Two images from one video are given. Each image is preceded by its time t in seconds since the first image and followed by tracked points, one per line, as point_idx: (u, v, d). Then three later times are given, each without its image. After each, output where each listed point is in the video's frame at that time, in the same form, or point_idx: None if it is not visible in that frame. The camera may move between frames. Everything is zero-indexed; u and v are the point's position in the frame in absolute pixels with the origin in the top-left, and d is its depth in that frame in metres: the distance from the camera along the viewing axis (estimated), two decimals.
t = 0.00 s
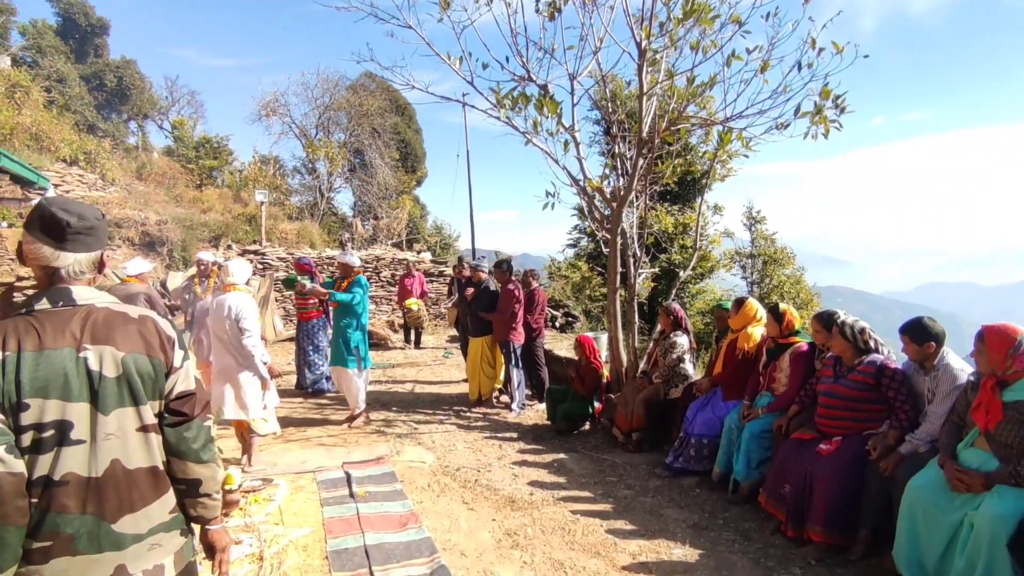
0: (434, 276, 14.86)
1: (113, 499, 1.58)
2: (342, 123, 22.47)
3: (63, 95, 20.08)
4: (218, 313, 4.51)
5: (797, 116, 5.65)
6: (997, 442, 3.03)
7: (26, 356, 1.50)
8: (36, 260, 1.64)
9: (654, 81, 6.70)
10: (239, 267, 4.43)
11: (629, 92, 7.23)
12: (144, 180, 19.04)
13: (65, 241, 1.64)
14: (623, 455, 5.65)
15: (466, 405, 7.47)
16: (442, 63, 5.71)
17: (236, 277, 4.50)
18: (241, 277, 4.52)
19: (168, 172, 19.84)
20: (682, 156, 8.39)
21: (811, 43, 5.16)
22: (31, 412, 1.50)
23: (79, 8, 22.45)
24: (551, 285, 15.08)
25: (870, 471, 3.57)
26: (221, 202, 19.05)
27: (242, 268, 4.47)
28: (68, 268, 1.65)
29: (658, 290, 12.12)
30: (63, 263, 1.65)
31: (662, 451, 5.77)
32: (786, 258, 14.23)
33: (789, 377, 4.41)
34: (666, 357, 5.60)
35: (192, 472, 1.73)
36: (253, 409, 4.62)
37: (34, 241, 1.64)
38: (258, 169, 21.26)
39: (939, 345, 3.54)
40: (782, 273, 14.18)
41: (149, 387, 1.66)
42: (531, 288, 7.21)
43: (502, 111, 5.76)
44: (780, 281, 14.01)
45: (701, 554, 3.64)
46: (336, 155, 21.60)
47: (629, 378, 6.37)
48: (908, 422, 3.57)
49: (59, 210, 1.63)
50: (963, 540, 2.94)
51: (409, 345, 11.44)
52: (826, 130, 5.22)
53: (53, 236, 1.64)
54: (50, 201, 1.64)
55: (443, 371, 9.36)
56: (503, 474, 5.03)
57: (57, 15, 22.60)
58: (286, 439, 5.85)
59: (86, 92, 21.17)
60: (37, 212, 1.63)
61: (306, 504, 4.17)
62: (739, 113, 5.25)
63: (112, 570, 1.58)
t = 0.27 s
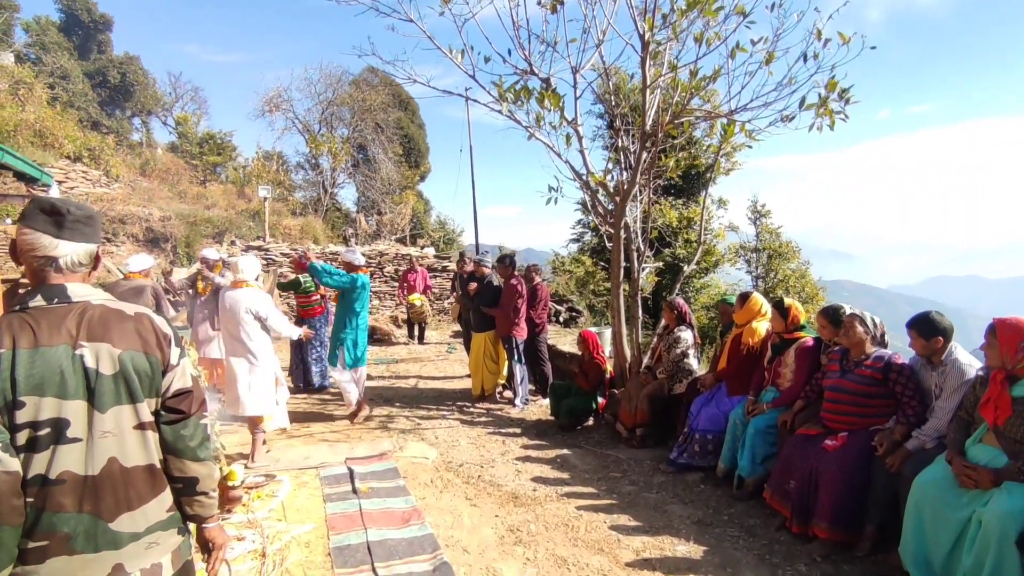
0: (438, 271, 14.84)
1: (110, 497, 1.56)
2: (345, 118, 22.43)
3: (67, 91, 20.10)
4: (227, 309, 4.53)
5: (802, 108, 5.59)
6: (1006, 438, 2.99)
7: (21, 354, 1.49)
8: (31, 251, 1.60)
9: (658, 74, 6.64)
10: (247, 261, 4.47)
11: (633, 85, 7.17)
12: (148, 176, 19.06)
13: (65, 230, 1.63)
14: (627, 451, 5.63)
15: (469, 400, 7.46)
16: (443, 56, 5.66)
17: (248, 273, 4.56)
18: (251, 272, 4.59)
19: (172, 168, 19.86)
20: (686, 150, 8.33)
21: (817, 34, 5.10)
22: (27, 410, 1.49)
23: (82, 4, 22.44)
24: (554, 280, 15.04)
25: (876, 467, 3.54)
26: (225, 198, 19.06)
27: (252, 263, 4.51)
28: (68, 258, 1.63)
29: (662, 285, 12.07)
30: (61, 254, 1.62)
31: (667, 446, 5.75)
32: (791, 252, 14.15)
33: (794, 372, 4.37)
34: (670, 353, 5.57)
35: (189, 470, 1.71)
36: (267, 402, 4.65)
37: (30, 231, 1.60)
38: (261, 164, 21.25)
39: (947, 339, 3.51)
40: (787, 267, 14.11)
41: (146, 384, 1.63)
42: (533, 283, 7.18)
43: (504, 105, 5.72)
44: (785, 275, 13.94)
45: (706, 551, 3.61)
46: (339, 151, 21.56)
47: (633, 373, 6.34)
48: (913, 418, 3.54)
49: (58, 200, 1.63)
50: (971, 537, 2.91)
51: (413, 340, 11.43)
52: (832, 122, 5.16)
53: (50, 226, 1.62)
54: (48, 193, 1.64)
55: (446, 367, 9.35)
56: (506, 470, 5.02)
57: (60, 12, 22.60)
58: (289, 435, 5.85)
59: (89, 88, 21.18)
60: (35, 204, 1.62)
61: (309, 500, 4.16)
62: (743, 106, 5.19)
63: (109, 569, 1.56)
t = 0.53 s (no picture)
0: (437, 262, 14.79)
1: (105, 487, 1.52)
2: (344, 108, 22.29)
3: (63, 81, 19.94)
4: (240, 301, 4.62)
5: (806, 97, 5.53)
6: (1013, 429, 2.95)
7: (9, 341, 1.43)
8: (20, 234, 1.56)
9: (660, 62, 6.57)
10: (260, 255, 4.60)
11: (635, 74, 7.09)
12: (146, 166, 18.94)
13: (55, 211, 1.58)
14: (628, 442, 5.61)
15: (469, 392, 7.43)
16: (443, 44, 5.58)
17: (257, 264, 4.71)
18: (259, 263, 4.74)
19: (169, 159, 19.73)
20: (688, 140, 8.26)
21: (822, 21, 5.02)
22: (16, 399, 1.44)
23: None
24: (554, 271, 15.00)
25: (881, 458, 3.50)
26: (224, 188, 18.96)
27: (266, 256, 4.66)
28: (59, 241, 1.58)
29: (662, 276, 12.03)
30: (51, 237, 1.58)
31: (668, 437, 5.72)
32: (792, 243, 14.11)
33: (798, 362, 4.34)
34: (671, 344, 5.53)
35: (187, 460, 1.67)
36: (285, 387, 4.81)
37: (18, 213, 1.55)
38: (260, 155, 21.13)
39: (954, 330, 3.47)
40: (788, 259, 14.06)
41: (141, 372, 1.58)
42: (534, 274, 7.13)
43: (504, 93, 5.65)
44: (786, 267, 13.90)
45: (709, 543, 3.58)
46: (338, 141, 21.43)
47: (634, 364, 6.31)
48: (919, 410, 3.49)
49: (47, 180, 1.59)
50: (977, 529, 2.88)
51: (412, 331, 11.39)
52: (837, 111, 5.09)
53: (40, 208, 1.57)
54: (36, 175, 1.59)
55: (446, 358, 9.31)
56: (507, 461, 4.99)
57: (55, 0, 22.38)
58: (289, 426, 5.82)
59: (86, 77, 21.01)
60: (23, 186, 1.57)
61: (309, 491, 4.13)
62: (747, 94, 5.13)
63: (105, 562, 1.52)
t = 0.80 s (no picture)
0: (428, 251, 14.69)
1: (84, 485, 1.45)
2: (334, 95, 22.02)
3: (46, 62, 19.52)
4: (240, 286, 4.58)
5: (803, 88, 5.48)
6: (1009, 425, 2.94)
7: None
8: None
9: (656, 52, 6.49)
10: (264, 240, 4.60)
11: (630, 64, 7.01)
12: (132, 151, 18.63)
13: (29, 189, 1.51)
14: (620, 434, 5.59)
15: (461, 382, 7.38)
16: (437, 29, 5.47)
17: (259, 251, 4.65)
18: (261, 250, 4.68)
19: (156, 144, 19.41)
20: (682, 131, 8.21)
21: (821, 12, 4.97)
22: None
23: None
24: (546, 262, 14.94)
25: (875, 453, 3.49)
26: (212, 174, 18.70)
27: (269, 243, 4.67)
28: (38, 224, 1.52)
29: (654, 268, 12.00)
30: (25, 218, 1.51)
31: (660, 430, 5.71)
32: (783, 236, 14.13)
33: (792, 356, 4.32)
34: (664, 336, 5.50)
35: (173, 455, 1.60)
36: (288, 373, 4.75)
37: None
38: (248, 141, 20.85)
39: (951, 324, 3.46)
40: (779, 252, 14.09)
41: (124, 365, 1.51)
42: (527, 265, 7.07)
43: (499, 80, 5.56)
44: (777, 260, 13.93)
45: (703, 537, 3.56)
46: (328, 128, 21.17)
47: (627, 357, 6.29)
48: (913, 401, 3.53)
49: (21, 160, 1.52)
50: (972, 524, 2.86)
51: (403, 321, 11.31)
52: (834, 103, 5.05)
53: (13, 187, 1.50)
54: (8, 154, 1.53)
55: (437, 348, 9.25)
56: (499, 453, 4.95)
57: None
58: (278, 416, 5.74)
59: (69, 59, 20.59)
60: None
61: (298, 483, 4.07)
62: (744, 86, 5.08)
63: (85, 562, 1.46)
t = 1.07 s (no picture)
0: (421, 248, 14.59)
1: (59, 492, 1.38)
2: (328, 90, 21.84)
3: (34, 52, 19.24)
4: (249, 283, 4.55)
5: (802, 88, 5.45)
6: (1010, 430, 2.90)
7: None
8: None
9: (654, 50, 6.43)
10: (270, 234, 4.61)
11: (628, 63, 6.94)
12: (121, 143, 18.39)
13: None
14: (614, 435, 5.54)
15: (454, 381, 7.31)
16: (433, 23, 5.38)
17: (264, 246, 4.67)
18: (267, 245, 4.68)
19: (146, 136, 19.19)
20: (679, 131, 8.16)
21: (821, 12, 4.93)
22: None
23: None
24: (539, 260, 14.88)
25: (874, 457, 3.45)
26: (203, 168, 18.50)
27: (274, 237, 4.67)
28: (11, 215, 1.46)
29: (648, 267, 11.97)
30: None
31: (655, 431, 5.66)
32: (777, 238, 14.14)
33: (790, 358, 4.28)
34: (660, 337, 5.45)
35: (156, 460, 1.53)
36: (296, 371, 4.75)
37: None
38: (240, 135, 20.65)
39: (952, 328, 3.43)
40: (772, 253, 14.11)
41: (103, 364, 1.44)
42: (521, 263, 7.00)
43: (496, 76, 5.48)
44: (770, 261, 13.94)
45: (699, 541, 3.52)
46: (321, 123, 20.98)
47: (621, 357, 6.23)
48: (916, 400, 3.48)
49: None
50: (972, 530, 2.82)
51: (395, 319, 11.22)
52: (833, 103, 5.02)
53: None
54: None
55: (430, 346, 9.17)
56: (492, 453, 4.89)
57: None
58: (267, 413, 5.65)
59: (58, 50, 20.30)
60: None
61: (288, 482, 3.98)
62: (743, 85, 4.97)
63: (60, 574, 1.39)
